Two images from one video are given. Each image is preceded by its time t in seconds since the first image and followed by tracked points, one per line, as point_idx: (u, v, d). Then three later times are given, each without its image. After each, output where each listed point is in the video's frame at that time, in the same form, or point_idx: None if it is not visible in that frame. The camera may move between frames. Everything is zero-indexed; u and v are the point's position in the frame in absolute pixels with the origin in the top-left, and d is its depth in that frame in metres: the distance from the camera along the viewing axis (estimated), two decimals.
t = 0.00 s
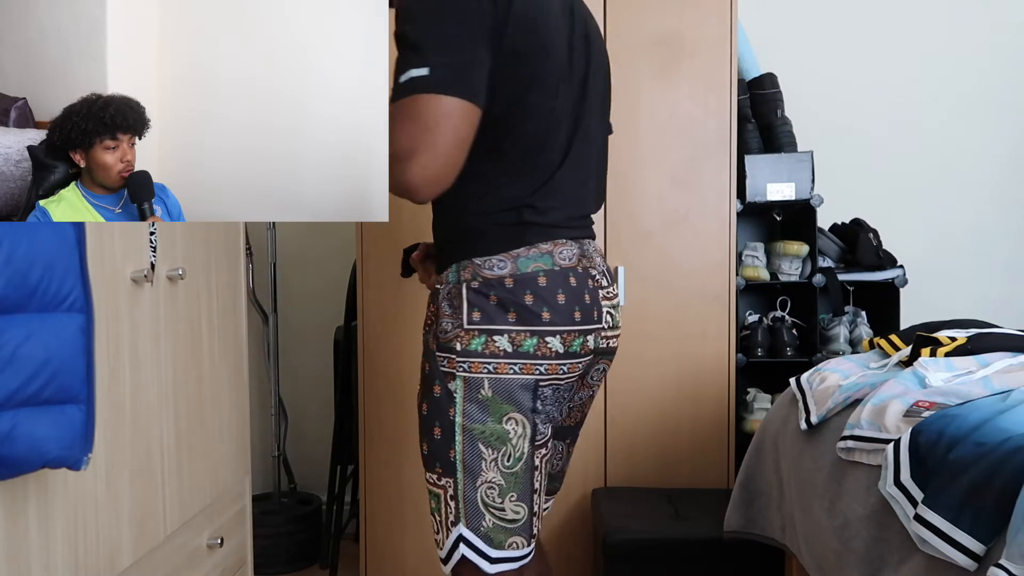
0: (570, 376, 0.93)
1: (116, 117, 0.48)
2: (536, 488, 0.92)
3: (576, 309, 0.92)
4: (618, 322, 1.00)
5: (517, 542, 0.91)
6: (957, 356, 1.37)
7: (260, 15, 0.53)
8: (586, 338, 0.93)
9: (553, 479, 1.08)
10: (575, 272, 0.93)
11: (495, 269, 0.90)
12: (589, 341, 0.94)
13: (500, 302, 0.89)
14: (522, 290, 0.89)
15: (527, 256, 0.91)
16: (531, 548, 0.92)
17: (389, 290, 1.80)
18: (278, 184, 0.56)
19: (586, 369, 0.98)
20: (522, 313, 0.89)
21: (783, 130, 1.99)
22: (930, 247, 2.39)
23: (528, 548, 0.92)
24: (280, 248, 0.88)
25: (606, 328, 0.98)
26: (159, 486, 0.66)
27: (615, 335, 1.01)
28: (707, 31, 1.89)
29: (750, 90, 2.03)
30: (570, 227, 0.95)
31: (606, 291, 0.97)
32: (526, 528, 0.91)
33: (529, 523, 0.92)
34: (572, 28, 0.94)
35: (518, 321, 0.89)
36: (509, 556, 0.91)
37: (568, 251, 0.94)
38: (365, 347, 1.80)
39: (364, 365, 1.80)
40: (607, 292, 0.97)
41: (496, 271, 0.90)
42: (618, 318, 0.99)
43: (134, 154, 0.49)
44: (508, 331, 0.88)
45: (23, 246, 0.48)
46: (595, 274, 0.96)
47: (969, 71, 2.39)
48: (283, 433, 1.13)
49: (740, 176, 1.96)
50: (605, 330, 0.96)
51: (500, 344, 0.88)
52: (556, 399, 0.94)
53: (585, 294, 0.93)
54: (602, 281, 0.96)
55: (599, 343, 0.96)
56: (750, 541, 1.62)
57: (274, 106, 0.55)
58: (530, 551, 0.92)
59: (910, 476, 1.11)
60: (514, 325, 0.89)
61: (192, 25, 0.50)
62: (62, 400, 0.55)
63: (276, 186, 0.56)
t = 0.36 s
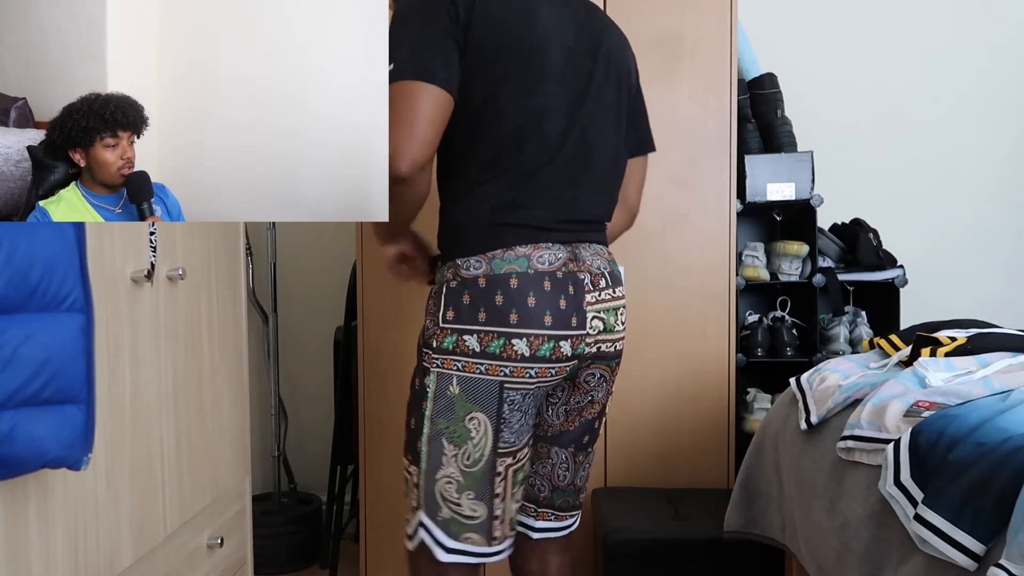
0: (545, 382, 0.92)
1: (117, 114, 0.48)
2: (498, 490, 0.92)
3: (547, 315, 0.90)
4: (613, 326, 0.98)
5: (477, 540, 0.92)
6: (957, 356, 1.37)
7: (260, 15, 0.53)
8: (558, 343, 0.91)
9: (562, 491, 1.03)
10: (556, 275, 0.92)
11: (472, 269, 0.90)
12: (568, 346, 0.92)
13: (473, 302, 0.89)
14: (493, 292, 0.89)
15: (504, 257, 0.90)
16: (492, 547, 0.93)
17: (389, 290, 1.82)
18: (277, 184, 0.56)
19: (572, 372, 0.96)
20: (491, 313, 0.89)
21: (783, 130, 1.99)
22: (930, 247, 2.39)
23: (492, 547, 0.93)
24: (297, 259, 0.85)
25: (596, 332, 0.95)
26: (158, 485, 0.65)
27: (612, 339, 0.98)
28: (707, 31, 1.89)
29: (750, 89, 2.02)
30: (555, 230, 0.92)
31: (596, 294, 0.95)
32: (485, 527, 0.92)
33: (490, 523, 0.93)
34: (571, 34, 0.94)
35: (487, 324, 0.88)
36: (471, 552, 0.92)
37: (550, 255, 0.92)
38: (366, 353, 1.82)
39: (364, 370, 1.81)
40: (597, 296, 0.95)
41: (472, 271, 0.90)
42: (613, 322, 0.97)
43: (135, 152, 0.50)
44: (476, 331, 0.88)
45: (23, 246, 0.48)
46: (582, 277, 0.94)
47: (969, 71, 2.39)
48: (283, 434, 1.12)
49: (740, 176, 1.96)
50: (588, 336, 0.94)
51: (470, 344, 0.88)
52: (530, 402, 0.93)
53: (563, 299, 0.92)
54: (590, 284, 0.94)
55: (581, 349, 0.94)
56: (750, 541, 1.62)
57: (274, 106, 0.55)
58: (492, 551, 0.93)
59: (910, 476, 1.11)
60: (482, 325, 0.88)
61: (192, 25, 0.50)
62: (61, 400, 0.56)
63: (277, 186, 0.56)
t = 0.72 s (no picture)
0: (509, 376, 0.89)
1: (117, 116, 0.48)
2: (449, 474, 0.90)
3: (507, 308, 0.86)
4: (592, 328, 0.92)
5: (425, 518, 0.90)
6: (957, 356, 1.37)
7: (260, 16, 0.53)
8: (519, 338, 0.87)
9: (550, 492, 1.00)
10: (528, 270, 0.88)
11: (449, 256, 0.88)
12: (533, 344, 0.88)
13: (445, 287, 0.87)
14: (462, 279, 0.86)
15: (477, 247, 0.88)
16: (440, 528, 0.91)
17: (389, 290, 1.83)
18: (278, 185, 0.56)
19: (544, 372, 0.92)
20: (458, 301, 0.86)
21: (783, 130, 1.99)
22: (930, 247, 2.39)
23: (439, 527, 0.91)
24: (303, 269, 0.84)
25: (571, 334, 0.90)
26: (158, 485, 0.65)
27: (591, 342, 0.92)
28: (707, 32, 1.89)
29: (750, 89, 2.02)
30: (539, 225, 0.90)
31: (572, 294, 0.90)
32: (435, 506, 0.90)
33: (439, 504, 0.91)
34: (577, 41, 0.94)
35: (454, 310, 0.86)
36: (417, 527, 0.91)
37: (527, 250, 0.89)
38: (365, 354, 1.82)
39: (360, 369, 1.82)
40: (573, 296, 0.90)
41: (448, 257, 0.88)
42: (590, 324, 0.91)
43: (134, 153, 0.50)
44: (442, 317, 0.86)
45: (23, 247, 0.48)
46: (559, 275, 0.89)
47: (969, 71, 2.39)
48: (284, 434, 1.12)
49: (740, 176, 1.96)
50: (558, 335, 0.89)
51: (437, 329, 0.87)
52: (495, 393, 0.90)
53: (529, 294, 0.87)
54: (567, 283, 0.89)
55: (547, 348, 0.88)
56: (751, 541, 1.62)
57: (274, 106, 0.55)
58: (442, 532, 0.91)
59: (910, 476, 1.11)
60: (448, 311, 0.86)
61: (192, 25, 0.50)
62: (61, 400, 0.56)
63: (277, 187, 0.56)
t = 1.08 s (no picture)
0: (450, 370, 0.89)
1: (115, 116, 0.48)
2: (406, 465, 0.93)
3: (442, 301, 0.86)
4: (535, 326, 0.88)
5: (391, 506, 0.95)
6: (957, 356, 1.37)
7: (260, 16, 0.53)
8: (452, 332, 0.87)
9: (520, 491, 0.96)
10: (467, 266, 0.87)
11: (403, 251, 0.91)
12: (467, 338, 0.87)
13: (396, 281, 0.89)
14: (407, 274, 0.88)
15: (423, 243, 0.89)
16: (405, 518, 0.94)
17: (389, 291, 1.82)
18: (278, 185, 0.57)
19: (491, 368, 0.90)
20: (403, 294, 0.88)
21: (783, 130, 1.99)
22: (930, 248, 2.39)
23: (409, 516, 0.94)
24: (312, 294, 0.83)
25: (511, 331, 0.88)
26: (157, 486, 0.64)
27: (535, 340, 0.89)
28: (707, 32, 1.89)
29: (750, 90, 2.02)
30: (488, 221, 0.89)
31: (514, 290, 0.88)
32: (398, 494, 0.94)
33: (402, 491, 0.94)
34: (549, 40, 0.92)
35: (399, 304, 0.88)
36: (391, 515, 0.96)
37: (470, 247, 0.88)
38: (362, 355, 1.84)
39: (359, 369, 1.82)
40: (516, 292, 0.88)
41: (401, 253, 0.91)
42: (532, 322, 0.88)
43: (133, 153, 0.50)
44: (391, 309, 0.89)
45: (23, 246, 0.48)
46: (501, 271, 0.88)
47: (970, 71, 2.38)
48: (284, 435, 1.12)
49: (741, 176, 1.96)
50: (495, 331, 0.87)
51: (388, 321, 0.90)
52: (442, 387, 0.91)
53: (463, 290, 0.87)
54: (509, 280, 0.87)
55: (485, 343, 0.87)
56: (751, 541, 1.62)
57: (274, 106, 0.55)
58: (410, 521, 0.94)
59: (910, 476, 1.11)
60: (395, 304, 0.89)
61: (192, 25, 0.50)
62: (61, 400, 0.56)
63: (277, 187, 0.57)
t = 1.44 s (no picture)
0: (377, 374, 0.87)
1: (108, 117, 0.48)
2: (372, 470, 0.93)
3: (359, 308, 0.84)
4: (445, 329, 0.83)
5: (369, 511, 0.96)
6: (957, 356, 1.37)
7: (261, 16, 0.53)
8: (370, 337, 0.85)
9: (476, 494, 0.91)
10: (380, 272, 0.82)
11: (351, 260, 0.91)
12: (384, 341, 0.84)
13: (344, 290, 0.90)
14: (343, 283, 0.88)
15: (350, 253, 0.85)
16: (382, 525, 0.95)
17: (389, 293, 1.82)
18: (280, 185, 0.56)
19: (417, 372, 0.86)
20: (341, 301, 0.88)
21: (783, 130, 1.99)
22: (930, 248, 2.39)
23: (386, 524, 0.95)
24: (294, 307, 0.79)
25: (426, 334, 0.83)
26: (157, 488, 0.61)
27: (447, 342, 0.83)
28: (707, 32, 1.89)
29: (750, 90, 2.02)
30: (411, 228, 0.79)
31: (424, 293, 0.82)
32: (371, 502, 0.95)
33: (375, 498, 0.94)
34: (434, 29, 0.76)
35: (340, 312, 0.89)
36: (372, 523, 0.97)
37: (385, 252, 0.81)
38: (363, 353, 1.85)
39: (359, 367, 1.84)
40: (425, 294, 0.82)
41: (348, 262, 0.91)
42: (440, 325, 0.82)
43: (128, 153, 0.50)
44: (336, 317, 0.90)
45: (23, 246, 0.48)
46: (411, 274, 0.82)
47: (971, 71, 2.38)
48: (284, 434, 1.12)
49: (741, 176, 1.96)
50: (408, 334, 0.83)
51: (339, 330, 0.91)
52: (379, 392, 0.89)
53: (377, 294, 0.83)
54: (420, 283, 0.82)
55: (401, 346, 0.84)
56: (751, 541, 1.63)
57: (274, 106, 0.55)
58: (386, 528, 0.95)
59: (910, 476, 1.11)
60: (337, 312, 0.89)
61: (193, 25, 0.50)
62: (61, 401, 0.56)
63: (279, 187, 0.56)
